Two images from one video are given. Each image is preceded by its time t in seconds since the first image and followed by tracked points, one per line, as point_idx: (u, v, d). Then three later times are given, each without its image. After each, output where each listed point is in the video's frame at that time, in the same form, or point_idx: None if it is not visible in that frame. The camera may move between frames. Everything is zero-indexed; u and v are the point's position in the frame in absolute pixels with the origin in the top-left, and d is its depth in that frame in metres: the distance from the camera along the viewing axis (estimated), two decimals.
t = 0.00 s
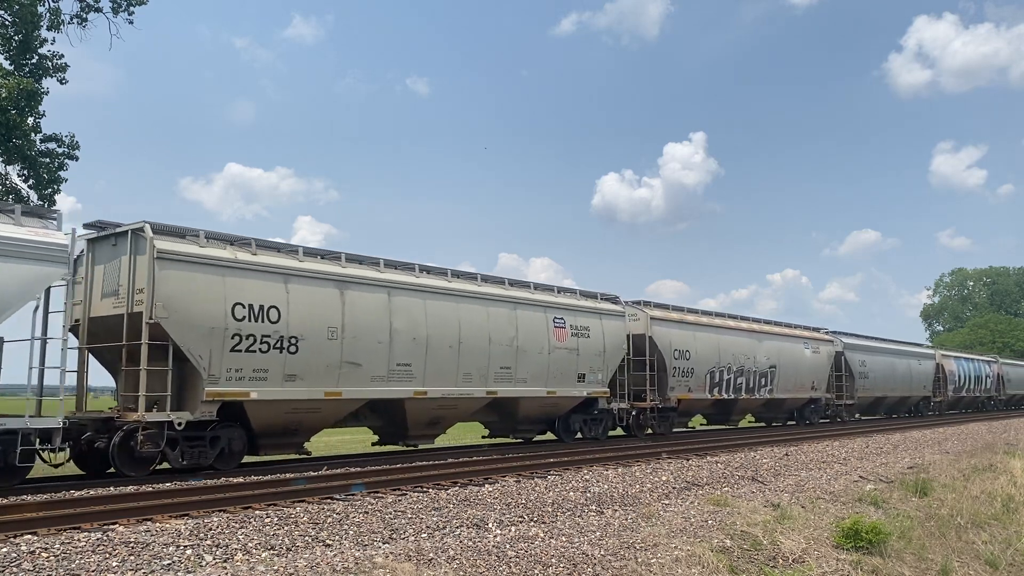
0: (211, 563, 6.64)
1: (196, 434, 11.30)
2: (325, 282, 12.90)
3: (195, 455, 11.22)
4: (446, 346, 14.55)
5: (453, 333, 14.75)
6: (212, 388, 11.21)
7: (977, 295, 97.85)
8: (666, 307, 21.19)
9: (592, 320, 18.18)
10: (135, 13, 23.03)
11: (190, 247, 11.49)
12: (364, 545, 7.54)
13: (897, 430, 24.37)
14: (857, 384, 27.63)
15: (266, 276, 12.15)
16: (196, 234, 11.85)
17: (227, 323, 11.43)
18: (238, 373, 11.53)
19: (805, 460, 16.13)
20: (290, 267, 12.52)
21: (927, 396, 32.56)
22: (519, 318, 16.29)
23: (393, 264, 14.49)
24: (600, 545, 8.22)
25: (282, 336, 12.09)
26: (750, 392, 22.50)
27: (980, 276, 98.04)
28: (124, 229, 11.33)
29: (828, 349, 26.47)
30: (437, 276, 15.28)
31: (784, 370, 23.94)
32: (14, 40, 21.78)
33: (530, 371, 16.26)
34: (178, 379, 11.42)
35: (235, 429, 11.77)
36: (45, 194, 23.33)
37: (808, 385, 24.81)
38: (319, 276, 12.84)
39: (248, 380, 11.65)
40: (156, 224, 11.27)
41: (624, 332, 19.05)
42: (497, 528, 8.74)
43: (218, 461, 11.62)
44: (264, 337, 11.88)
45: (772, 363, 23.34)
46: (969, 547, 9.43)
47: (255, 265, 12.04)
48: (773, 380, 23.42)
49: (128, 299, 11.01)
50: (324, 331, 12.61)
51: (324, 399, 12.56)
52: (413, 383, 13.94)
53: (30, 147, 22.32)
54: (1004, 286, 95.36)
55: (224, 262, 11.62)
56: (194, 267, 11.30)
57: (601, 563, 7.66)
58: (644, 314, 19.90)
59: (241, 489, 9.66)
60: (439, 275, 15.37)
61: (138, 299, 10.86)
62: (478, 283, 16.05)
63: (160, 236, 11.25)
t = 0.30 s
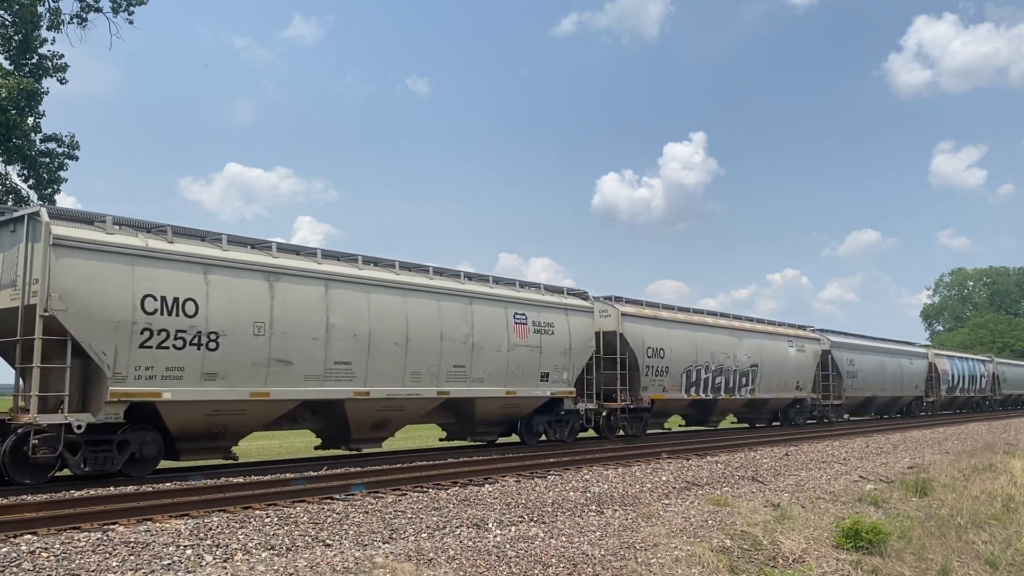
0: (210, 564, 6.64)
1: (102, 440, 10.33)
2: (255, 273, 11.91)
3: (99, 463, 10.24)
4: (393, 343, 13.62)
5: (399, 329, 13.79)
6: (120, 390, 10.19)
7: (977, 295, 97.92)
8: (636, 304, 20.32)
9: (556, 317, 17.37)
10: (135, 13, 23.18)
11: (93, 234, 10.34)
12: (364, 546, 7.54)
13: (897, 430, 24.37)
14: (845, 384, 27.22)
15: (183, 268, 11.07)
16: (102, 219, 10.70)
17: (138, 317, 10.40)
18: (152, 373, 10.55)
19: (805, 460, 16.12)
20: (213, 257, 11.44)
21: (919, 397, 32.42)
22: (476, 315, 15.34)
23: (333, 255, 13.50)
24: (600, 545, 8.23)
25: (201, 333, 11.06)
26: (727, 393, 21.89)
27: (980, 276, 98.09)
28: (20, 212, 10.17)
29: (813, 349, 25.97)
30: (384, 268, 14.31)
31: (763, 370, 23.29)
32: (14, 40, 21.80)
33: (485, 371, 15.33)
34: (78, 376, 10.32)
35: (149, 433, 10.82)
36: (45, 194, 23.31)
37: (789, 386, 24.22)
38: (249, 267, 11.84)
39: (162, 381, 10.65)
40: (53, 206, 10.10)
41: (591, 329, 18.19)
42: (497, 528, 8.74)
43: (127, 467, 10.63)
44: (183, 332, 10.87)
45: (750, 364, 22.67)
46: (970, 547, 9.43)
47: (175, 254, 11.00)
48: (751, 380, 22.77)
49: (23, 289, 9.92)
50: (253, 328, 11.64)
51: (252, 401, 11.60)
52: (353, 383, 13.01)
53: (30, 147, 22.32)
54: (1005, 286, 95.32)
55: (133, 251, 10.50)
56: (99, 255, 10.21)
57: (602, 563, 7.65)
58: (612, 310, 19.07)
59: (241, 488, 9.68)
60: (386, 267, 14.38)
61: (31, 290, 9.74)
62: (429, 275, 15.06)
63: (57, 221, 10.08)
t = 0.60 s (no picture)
0: (211, 563, 7.82)
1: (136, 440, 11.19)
2: (276, 276, 12.21)
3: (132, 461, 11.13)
4: (409, 344, 13.87)
5: (419, 329, 14.11)
6: (151, 390, 10.53)
7: (977, 295, 99.08)
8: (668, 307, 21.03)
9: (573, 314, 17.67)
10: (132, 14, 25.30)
11: (121, 235, 10.75)
12: (363, 545, 8.72)
13: (899, 430, 25.51)
14: (863, 383, 27.56)
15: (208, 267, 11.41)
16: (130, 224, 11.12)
17: (168, 318, 10.73)
18: (180, 373, 10.83)
19: (805, 460, 17.28)
20: (236, 258, 11.79)
21: (929, 397, 32.88)
22: (494, 318, 15.71)
23: (350, 257, 13.84)
24: (601, 546, 9.41)
25: (226, 331, 11.35)
26: (760, 390, 22.58)
27: (981, 277, 99.21)
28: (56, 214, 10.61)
29: (833, 348, 26.44)
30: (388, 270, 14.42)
31: (792, 368, 24.03)
32: (14, 40, 23.53)
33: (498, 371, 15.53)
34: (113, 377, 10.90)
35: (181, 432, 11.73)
36: (45, 193, 24.67)
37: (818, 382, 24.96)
38: (270, 269, 12.15)
39: (188, 380, 10.90)
40: (83, 211, 10.58)
41: (635, 331, 18.86)
42: (496, 528, 9.92)
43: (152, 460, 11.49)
44: (210, 333, 11.18)
45: (780, 361, 23.43)
46: (970, 547, 10.58)
47: (203, 257, 11.35)
48: (782, 377, 23.47)
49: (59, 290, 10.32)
50: (275, 329, 11.94)
51: (279, 398, 11.94)
52: (375, 383, 13.30)
53: (30, 147, 23.65)
54: (1005, 286, 96.47)
55: (158, 250, 10.86)
56: (131, 259, 10.57)
57: (601, 563, 8.81)
58: (649, 312, 19.78)
59: (241, 490, 10.95)
60: (401, 269, 14.68)
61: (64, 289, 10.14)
62: (443, 277, 15.35)
63: (85, 224, 10.54)
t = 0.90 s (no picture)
0: (211, 564, 6.64)
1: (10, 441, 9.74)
2: (195, 266, 10.79)
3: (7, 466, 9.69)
4: (349, 340, 12.45)
5: (359, 324, 12.69)
6: (42, 390, 9.10)
7: (977, 295, 97.97)
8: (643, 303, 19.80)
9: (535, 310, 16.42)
10: (133, 13, 24.08)
11: (8, 218, 9.31)
12: (364, 546, 7.53)
13: (898, 430, 24.39)
14: (851, 382, 26.28)
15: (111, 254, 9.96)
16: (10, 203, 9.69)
17: (64, 310, 9.34)
18: (78, 372, 9.43)
19: (805, 460, 16.14)
20: (145, 245, 10.34)
21: (921, 397, 31.59)
22: (446, 312, 14.27)
23: (282, 247, 12.36)
24: (600, 545, 8.22)
25: (130, 326, 9.93)
26: (741, 391, 21.40)
27: (981, 276, 98.12)
28: None
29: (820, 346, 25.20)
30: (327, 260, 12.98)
31: (777, 367, 22.87)
32: (14, 40, 21.78)
33: (452, 370, 14.13)
34: None
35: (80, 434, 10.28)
36: (45, 194, 23.33)
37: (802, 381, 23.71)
38: (187, 258, 10.71)
39: (87, 380, 9.49)
40: None
41: (604, 327, 17.69)
42: (497, 528, 8.74)
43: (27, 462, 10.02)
44: (116, 328, 9.79)
45: (763, 360, 22.26)
46: (969, 547, 9.43)
47: (107, 244, 9.92)
48: (765, 377, 22.29)
49: None
50: (192, 324, 10.53)
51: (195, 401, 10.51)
52: (309, 383, 11.88)
53: (30, 147, 22.32)
54: (1005, 286, 95.37)
55: (48, 233, 9.41)
56: (25, 245, 9.20)
57: (601, 563, 7.66)
58: (620, 308, 18.60)
59: (241, 489, 9.66)
60: (342, 261, 13.18)
61: None
62: (389, 270, 13.90)
63: None
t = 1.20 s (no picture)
0: (211, 564, 6.64)
1: None
2: (97, 253, 9.77)
3: None
4: (277, 337, 11.48)
5: (290, 320, 11.71)
6: None
7: (977, 295, 97.91)
8: (615, 298, 19.16)
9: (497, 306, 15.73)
10: (133, 13, 24.07)
11: None
12: (364, 546, 7.53)
13: (898, 430, 24.37)
14: (838, 381, 25.81)
15: None
16: None
17: None
18: None
19: (805, 460, 16.14)
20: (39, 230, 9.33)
21: (912, 397, 31.22)
22: (390, 307, 13.31)
23: (204, 235, 11.33)
24: (600, 545, 8.22)
25: (20, 320, 8.96)
26: (719, 390, 20.84)
27: (980, 276, 98.07)
28: None
29: (806, 344, 24.67)
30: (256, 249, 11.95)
31: (758, 365, 22.28)
32: (14, 40, 21.77)
33: (397, 369, 13.22)
34: None
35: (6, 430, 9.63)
36: (45, 194, 23.32)
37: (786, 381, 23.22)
38: (89, 246, 9.70)
39: None
40: None
41: (570, 324, 17.06)
42: (497, 528, 8.73)
43: None
44: None
45: (743, 359, 21.67)
46: (969, 547, 9.44)
47: None
48: (745, 376, 21.72)
49: None
50: (92, 318, 9.54)
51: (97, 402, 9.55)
52: (230, 383, 10.92)
53: (31, 147, 22.27)
54: (1004, 286, 95.35)
55: None
56: None
57: (601, 563, 7.66)
58: (589, 304, 17.96)
59: (240, 489, 9.65)
60: (273, 251, 12.15)
61: None
62: (329, 260, 12.88)
63: None
